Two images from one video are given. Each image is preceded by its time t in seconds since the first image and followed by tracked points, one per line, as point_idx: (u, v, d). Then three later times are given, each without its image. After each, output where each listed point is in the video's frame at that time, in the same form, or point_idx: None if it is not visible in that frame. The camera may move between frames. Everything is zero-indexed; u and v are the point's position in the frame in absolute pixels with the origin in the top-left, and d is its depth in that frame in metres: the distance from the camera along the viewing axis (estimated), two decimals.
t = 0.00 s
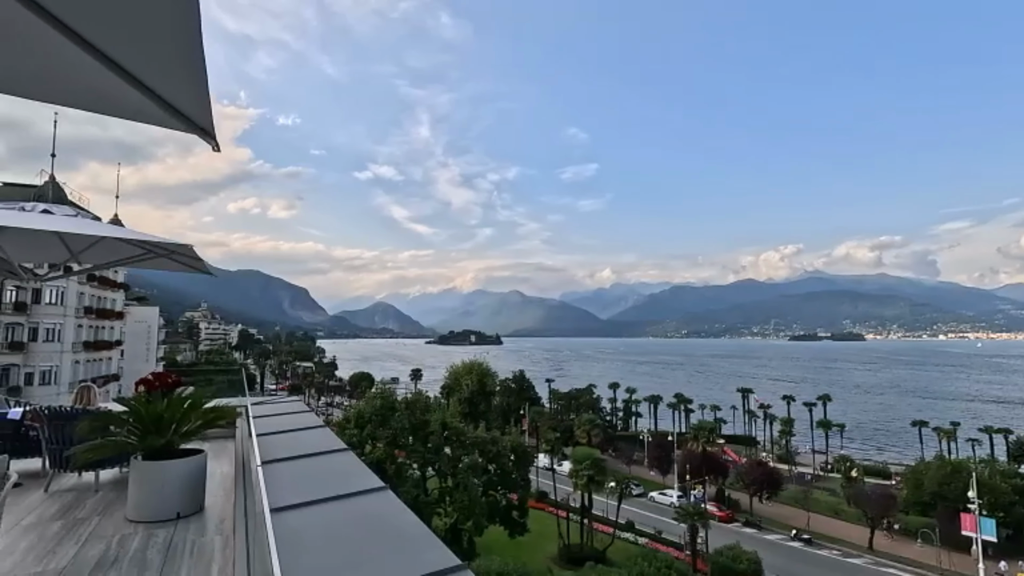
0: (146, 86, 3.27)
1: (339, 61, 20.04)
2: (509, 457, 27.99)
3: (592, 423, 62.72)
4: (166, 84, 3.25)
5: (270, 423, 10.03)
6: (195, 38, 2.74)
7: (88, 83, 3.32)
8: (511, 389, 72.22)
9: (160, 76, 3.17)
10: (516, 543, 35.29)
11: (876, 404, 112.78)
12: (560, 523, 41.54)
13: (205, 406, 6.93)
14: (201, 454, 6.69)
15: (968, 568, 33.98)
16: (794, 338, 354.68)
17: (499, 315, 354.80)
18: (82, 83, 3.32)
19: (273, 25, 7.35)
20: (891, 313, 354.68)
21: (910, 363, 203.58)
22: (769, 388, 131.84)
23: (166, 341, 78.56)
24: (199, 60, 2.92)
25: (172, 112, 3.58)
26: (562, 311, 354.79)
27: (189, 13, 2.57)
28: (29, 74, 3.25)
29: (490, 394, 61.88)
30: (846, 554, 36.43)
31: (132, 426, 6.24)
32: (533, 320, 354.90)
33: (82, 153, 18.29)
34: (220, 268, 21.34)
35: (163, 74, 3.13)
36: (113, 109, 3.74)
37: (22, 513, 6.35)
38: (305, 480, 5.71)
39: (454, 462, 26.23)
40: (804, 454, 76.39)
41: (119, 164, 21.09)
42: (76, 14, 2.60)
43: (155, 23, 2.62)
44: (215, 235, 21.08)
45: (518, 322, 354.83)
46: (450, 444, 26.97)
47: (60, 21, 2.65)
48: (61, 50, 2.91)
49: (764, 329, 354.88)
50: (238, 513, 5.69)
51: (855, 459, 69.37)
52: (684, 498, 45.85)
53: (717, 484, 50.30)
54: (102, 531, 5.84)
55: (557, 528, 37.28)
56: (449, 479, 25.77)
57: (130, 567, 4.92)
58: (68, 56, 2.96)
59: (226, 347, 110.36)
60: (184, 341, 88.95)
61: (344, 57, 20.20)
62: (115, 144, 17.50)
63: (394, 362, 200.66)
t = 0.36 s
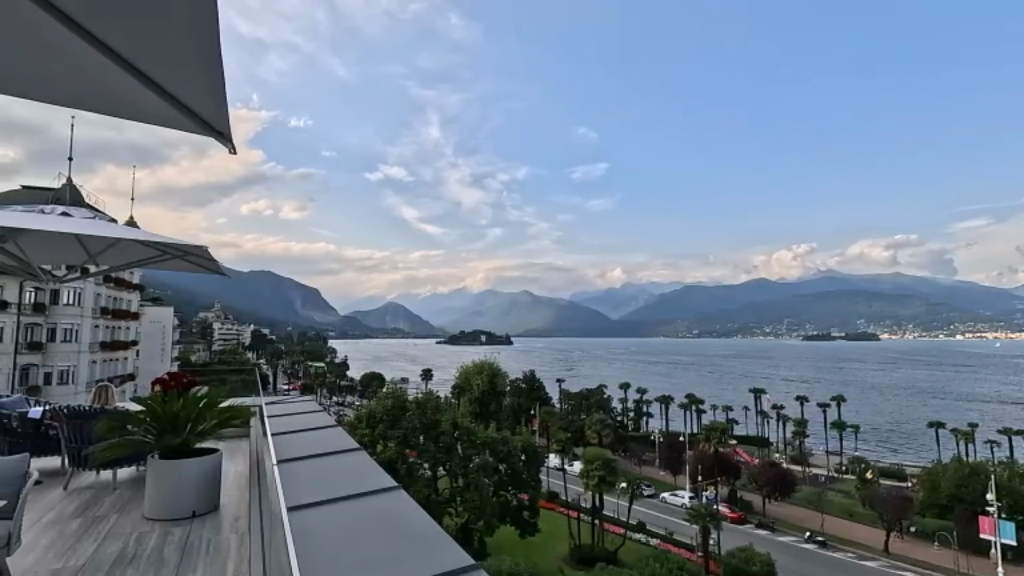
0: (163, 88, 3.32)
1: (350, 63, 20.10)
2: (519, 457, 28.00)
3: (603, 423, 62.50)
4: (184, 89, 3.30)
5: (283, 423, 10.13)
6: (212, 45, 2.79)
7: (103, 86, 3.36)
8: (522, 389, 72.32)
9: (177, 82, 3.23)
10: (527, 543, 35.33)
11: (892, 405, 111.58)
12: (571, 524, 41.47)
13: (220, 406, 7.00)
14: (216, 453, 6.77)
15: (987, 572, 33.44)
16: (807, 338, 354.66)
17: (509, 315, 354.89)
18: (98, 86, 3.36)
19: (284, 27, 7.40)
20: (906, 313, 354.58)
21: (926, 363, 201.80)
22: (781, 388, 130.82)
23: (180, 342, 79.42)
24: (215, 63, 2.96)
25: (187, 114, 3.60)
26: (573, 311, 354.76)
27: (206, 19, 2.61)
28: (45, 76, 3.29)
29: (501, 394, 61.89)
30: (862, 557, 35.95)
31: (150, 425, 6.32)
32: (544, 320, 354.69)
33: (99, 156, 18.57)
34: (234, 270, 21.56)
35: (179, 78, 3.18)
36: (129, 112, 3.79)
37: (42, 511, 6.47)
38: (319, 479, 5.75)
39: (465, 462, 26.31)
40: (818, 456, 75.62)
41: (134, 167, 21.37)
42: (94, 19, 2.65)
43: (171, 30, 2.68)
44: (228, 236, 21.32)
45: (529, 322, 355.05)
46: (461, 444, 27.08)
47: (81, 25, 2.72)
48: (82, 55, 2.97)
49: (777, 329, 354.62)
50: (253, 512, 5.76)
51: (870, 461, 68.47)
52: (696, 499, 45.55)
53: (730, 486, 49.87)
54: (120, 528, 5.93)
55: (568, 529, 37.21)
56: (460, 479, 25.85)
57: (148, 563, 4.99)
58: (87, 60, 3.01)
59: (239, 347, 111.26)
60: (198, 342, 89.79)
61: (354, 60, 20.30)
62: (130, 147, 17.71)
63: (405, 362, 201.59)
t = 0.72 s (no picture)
0: (180, 91, 3.33)
1: (361, 66, 20.21)
2: (530, 459, 27.92)
3: (613, 426, 62.25)
4: (207, 96, 3.37)
5: (297, 423, 10.21)
6: (233, 52, 2.85)
7: (123, 90, 3.40)
8: (533, 391, 72.34)
9: (194, 87, 3.27)
10: (538, 545, 35.28)
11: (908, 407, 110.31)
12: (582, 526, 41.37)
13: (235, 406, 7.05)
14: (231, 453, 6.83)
15: None
16: (822, 339, 354.69)
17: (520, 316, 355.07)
18: (120, 90, 3.40)
19: (297, 32, 7.45)
20: (922, 312, 354.50)
21: (942, 364, 200.10)
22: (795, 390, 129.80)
23: (194, 343, 80.24)
24: (233, 66, 2.98)
25: (207, 119, 3.66)
26: (584, 312, 354.67)
27: (226, 25, 2.64)
28: (67, 80, 3.34)
29: (511, 396, 61.90)
30: (878, 561, 35.40)
31: (166, 425, 6.39)
32: (555, 321, 354.61)
33: (114, 160, 18.82)
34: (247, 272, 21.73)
35: (199, 84, 3.23)
36: (146, 116, 3.83)
37: (61, 510, 6.56)
38: (335, 479, 5.79)
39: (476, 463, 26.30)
40: (833, 459, 74.79)
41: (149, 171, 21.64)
42: (111, 22, 2.68)
43: (186, 33, 2.71)
44: (241, 238, 21.53)
45: (540, 324, 355.12)
46: (472, 446, 27.10)
47: (99, 30, 2.75)
48: (97, 57, 2.99)
49: (790, 330, 354.47)
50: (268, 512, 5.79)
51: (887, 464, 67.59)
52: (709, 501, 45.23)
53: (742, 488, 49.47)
54: (137, 528, 6.00)
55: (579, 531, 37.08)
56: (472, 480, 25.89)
57: (166, 563, 5.03)
58: (103, 62, 3.03)
59: (253, 349, 112.40)
60: (211, 343, 90.65)
61: (366, 63, 20.50)
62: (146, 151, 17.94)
63: (416, 363, 202.36)
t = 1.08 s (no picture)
0: (196, 95, 3.38)
1: (370, 68, 20.30)
2: (539, 460, 27.87)
3: (623, 426, 62.03)
4: (219, 98, 3.39)
5: (308, 423, 10.29)
6: (247, 57, 2.89)
7: (134, 93, 3.44)
8: (542, 391, 72.30)
9: (209, 91, 3.32)
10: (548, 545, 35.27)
11: (921, 408, 109.35)
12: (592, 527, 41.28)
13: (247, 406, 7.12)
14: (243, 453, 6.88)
15: None
16: (834, 340, 354.60)
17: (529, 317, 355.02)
18: (134, 93, 3.45)
19: (306, 34, 7.50)
20: (937, 313, 354.43)
21: (955, 365, 198.58)
22: (807, 391, 128.88)
23: (205, 343, 80.85)
24: (249, 71, 3.02)
25: (219, 121, 3.70)
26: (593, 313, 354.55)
27: (241, 29, 2.66)
28: (79, 83, 3.39)
29: (520, 396, 61.87)
30: (891, 564, 35.02)
31: (180, 426, 6.46)
32: (564, 322, 354.52)
33: (127, 163, 19.03)
34: (257, 273, 21.84)
35: (213, 89, 3.28)
36: (160, 120, 3.88)
37: (77, 509, 6.65)
38: (347, 480, 5.82)
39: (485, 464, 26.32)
40: (845, 461, 74.14)
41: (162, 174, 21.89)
42: (126, 26, 2.71)
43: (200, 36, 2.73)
44: (252, 240, 21.72)
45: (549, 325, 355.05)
46: (481, 447, 27.12)
47: (116, 36, 2.79)
48: (114, 63, 3.03)
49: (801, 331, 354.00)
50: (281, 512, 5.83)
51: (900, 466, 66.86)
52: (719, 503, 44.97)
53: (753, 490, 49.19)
54: (152, 527, 6.07)
55: (589, 532, 37.00)
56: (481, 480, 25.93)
57: (181, 562, 5.09)
58: (120, 66, 3.08)
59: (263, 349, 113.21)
60: (222, 344, 91.31)
61: (375, 65, 20.60)
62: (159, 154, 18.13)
63: (425, 364, 202.74)
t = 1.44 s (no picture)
0: (206, 96, 3.40)
1: (377, 69, 20.37)
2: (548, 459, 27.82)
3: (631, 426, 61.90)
4: (228, 99, 3.41)
5: (318, 422, 10.35)
6: (257, 59, 2.91)
7: (139, 93, 3.46)
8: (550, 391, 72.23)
9: (220, 93, 3.35)
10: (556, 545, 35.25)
11: (933, 407, 108.58)
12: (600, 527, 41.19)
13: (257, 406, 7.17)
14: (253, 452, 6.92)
15: None
16: (844, 338, 354.58)
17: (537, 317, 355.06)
18: (144, 93, 3.48)
19: (314, 35, 7.52)
20: (949, 310, 354.32)
21: (967, 364, 197.55)
22: (816, 391, 128.13)
23: (214, 344, 81.34)
24: (260, 74, 3.06)
25: (229, 121, 3.71)
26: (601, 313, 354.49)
27: (252, 32, 2.69)
28: (84, 84, 3.41)
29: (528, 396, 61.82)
30: (903, 565, 34.72)
31: (191, 425, 6.51)
32: (572, 321, 354.44)
33: (137, 164, 19.20)
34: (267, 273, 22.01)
35: (220, 90, 3.28)
36: (169, 121, 3.90)
37: (91, 506, 6.74)
38: (355, 479, 5.84)
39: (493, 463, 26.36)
40: (856, 461, 73.63)
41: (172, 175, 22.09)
42: (137, 28, 2.74)
43: (210, 38, 2.76)
44: (261, 240, 21.87)
45: (557, 324, 355.06)
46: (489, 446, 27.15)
47: (126, 36, 2.81)
48: (124, 62, 3.05)
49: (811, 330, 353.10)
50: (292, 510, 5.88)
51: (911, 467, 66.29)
52: (728, 503, 44.76)
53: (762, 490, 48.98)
54: (164, 524, 6.13)
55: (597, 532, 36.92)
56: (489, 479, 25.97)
57: (192, 560, 5.14)
58: (129, 66, 3.10)
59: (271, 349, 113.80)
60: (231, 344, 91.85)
61: (382, 66, 20.68)
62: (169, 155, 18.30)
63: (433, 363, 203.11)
